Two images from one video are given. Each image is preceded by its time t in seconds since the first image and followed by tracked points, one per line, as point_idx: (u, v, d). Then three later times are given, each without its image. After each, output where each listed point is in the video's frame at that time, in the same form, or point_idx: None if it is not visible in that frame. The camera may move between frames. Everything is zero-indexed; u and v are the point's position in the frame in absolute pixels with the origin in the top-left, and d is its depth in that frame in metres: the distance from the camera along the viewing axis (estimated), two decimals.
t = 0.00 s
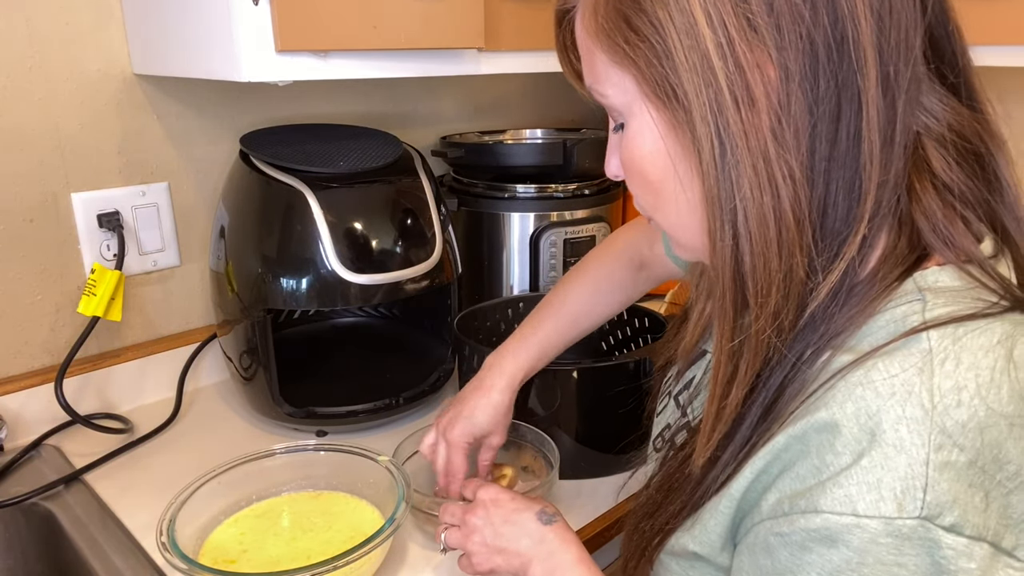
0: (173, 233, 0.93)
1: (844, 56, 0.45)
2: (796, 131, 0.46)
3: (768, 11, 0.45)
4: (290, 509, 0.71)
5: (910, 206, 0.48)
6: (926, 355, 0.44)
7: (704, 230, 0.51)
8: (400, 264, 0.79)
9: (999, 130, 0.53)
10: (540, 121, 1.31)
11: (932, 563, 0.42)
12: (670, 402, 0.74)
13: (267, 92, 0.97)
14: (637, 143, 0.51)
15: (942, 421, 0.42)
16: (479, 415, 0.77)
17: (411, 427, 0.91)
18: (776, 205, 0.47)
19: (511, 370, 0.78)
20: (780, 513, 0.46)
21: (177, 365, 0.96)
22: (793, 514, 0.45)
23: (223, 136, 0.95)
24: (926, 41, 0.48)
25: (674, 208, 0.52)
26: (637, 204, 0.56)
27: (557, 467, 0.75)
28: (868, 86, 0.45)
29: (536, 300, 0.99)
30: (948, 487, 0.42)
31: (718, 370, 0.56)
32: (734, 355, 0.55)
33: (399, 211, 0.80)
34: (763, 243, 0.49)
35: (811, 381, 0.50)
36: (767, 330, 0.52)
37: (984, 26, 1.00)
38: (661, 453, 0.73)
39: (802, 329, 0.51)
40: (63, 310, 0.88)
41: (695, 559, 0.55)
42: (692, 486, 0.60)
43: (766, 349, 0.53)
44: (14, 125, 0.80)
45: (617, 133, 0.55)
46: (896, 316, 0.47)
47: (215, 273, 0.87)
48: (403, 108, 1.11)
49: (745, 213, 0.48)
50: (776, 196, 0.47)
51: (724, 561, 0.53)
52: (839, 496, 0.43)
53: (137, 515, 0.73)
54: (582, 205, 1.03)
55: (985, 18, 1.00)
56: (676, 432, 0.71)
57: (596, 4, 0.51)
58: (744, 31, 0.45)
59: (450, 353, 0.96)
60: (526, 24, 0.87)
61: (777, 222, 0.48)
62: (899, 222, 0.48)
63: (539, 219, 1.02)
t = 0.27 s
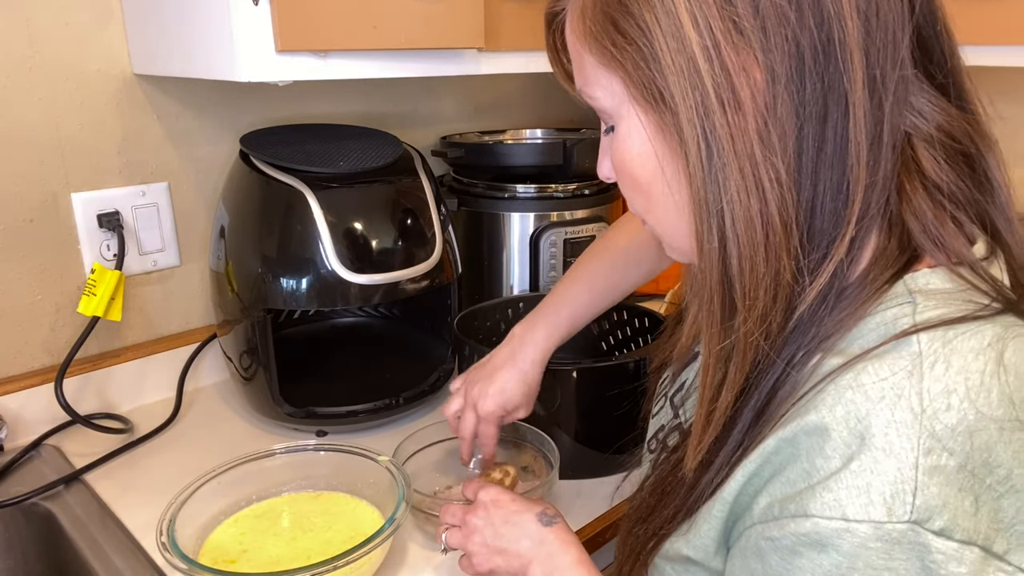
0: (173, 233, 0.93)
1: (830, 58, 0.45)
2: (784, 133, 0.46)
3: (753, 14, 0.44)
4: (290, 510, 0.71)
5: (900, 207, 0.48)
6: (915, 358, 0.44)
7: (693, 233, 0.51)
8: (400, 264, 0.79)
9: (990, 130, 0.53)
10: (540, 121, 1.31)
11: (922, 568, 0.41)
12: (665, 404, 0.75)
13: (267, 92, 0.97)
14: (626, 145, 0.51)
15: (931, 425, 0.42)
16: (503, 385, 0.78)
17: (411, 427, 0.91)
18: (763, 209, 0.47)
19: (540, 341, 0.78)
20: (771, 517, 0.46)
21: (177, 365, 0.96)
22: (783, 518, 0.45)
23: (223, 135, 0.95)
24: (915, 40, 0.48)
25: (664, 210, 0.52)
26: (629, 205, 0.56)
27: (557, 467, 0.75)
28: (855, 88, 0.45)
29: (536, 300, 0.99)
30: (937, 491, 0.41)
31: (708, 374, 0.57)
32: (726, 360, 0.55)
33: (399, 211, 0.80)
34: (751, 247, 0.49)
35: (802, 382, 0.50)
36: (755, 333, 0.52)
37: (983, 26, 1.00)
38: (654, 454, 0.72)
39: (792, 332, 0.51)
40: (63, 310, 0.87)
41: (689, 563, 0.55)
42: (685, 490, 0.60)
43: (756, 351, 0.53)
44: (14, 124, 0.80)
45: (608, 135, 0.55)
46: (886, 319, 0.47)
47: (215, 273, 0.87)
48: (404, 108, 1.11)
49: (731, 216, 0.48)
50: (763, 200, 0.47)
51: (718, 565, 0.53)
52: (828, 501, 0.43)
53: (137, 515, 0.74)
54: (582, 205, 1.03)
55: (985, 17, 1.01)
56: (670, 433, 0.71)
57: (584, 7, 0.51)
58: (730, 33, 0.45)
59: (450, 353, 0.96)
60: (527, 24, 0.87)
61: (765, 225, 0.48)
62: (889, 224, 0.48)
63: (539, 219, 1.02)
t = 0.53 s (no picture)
0: (173, 233, 0.93)
1: (827, 55, 0.45)
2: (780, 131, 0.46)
3: (752, 11, 0.44)
4: (290, 509, 0.71)
5: (896, 208, 0.48)
6: (910, 355, 0.44)
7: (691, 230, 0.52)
8: (400, 264, 0.79)
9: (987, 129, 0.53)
10: (540, 121, 1.31)
11: (918, 563, 0.42)
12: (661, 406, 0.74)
13: (267, 92, 0.97)
14: (623, 142, 0.51)
15: (926, 421, 0.42)
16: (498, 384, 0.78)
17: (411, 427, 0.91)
18: (761, 206, 0.47)
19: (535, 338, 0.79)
20: (767, 515, 0.46)
21: (177, 365, 0.96)
22: (780, 515, 0.45)
23: (223, 136, 0.95)
24: (909, 40, 0.48)
25: (661, 208, 0.52)
26: (626, 204, 0.56)
27: (557, 466, 0.75)
28: (852, 86, 0.45)
29: (536, 300, 0.99)
30: (932, 487, 0.42)
31: (704, 371, 0.57)
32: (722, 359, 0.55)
33: (399, 211, 0.80)
34: (747, 244, 0.49)
35: (796, 380, 0.50)
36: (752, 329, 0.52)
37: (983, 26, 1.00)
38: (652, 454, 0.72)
39: (787, 330, 0.51)
40: (63, 310, 0.88)
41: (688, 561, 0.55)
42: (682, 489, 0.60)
43: (752, 350, 0.53)
44: (15, 124, 0.80)
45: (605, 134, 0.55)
46: (881, 317, 0.47)
47: (215, 273, 0.87)
48: (404, 108, 1.11)
49: (728, 215, 0.48)
50: (760, 197, 0.47)
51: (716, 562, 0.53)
52: (824, 497, 0.43)
53: (137, 515, 0.74)
54: (582, 205, 1.03)
55: (985, 17, 1.00)
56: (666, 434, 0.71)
57: (582, 5, 0.51)
58: (728, 30, 0.45)
59: (450, 353, 0.96)
60: (526, 24, 0.87)
61: (762, 222, 0.48)
62: (885, 222, 0.48)
63: (539, 219, 1.02)
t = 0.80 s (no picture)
0: (173, 233, 0.93)
1: (831, 55, 0.45)
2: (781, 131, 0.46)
3: (755, 12, 0.44)
4: (290, 510, 0.71)
5: (899, 207, 0.48)
6: (919, 355, 0.44)
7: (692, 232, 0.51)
8: (400, 264, 0.79)
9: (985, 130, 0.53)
10: (540, 121, 1.31)
11: (932, 565, 0.41)
12: (660, 409, 0.74)
13: (267, 92, 0.97)
14: (623, 144, 0.51)
15: (937, 421, 0.42)
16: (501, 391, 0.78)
17: (411, 427, 0.91)
18: (765, 205, 0.47)
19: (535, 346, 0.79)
20: (778, 518, 0.46)
21: (177, 364, 0.96)
22: (791, 519, 0.45)
23: (223, 136, 0.95)
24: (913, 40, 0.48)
25: (662, 210, 0.52)
26: (627, 205, 0.56)
27: (558, 467, 0.75)
28: (856, 86, 0.45)
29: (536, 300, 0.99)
30: (944, 488, 0.42)
31: (708, 373, 0.57)
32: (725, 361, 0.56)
33: (399, 210, 0.80)
34: (751, 245, 0.49)
35: (804, 384, 0.49)
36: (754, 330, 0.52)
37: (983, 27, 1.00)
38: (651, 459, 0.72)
39: (791, 331, 0.51)
40: (63, 310, 0.88)
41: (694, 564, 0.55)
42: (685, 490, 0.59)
43: (757, 351, 0.53)
44: (15, 124, 0.80)
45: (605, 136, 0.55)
46: (888, 316, 0.47)
47: (215, 273, 0.87)
48: (403, 108, 1.11)
49: (732, 215, 0.48)
50: (764, 197, 0.47)
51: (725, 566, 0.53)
52: (837, 500, 0.43)
53: (137, 515, 0.74)
54: (582, 205, 1.03)
55: (986, 17, 1.00)
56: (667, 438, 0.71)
57: (582, 6, 0.51)
58: (732, 30, 0.45)
59: (450, 353, 0.96)
60: (526, 24, 0.87)
61: (766, 223, 0.48)
62: (887, 224, 0.48)
63: (539, 219, 1.02)
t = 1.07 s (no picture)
0: (173, 233, 0.93)
1: (837, 55, 0.45)
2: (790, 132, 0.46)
3: (763, 12, 0.44)
4: (290, 509, 0.71)
5: (901, 206, 0.49)
6: (922, 351, 0.44)
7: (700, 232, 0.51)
8: (400, 264, 0.79)
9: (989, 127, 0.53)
10: (540, 121, 1.31)
11: (933, 559, 0.41)
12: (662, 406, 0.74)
13: (267, 92, 0.97)
14: (631, 145, 0.51)
15: (939, 416, 0.42)
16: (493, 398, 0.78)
17: (411, 427, 0.91)
18: (772, 204, 0.48)
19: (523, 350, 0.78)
20: (780, 513, 0.46)
21: (177, 364, 0.96)
22: (793, 513, 0.45)
23: (223, 136, 0.95)
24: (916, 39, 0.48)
25: (670, 211, 0.52)
26: (632, 205, 0.56)
27: (558, 467, 0.75)
28: (863, 86, 0.46)
29: (536, 300, 0.99)
30: (946, 482, 0.41)
31: (714, 372, 0.57)
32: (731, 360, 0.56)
33: (399, 211, 0.80)
34: (761, 245, 0.49)
35: (809, 381, 0.49)
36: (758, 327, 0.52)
37: (983, 27, 1.00)
38: (658, 456, 0.71)
39: (797, 330, 0.51)
40: (63, 310, 0.87)
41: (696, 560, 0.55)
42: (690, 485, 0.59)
43: (762, 348, 0.53)
44: (15, 124, 0.80)
45: (612, 136, 0.55)
46: (890, 313, 0.47)
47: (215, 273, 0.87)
48: (404, 108, 1.11)
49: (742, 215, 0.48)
50: (772, 196, 0.47)
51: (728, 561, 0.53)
52: (838, 494, 0.43)
53: (137, 515, 0.74)
54: (582, 205, 1.03)
55: (985, 17, 1.00)
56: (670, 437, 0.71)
57: (590, 6, 0.51)
58: (740, 31, 0.45)
59: (450, 353, 0.96)
60: (526, 24, 0.87)
61: (774, 222, 0.48)
62: (891, 223, 0.49)
63: (539, 219, 1.02)
